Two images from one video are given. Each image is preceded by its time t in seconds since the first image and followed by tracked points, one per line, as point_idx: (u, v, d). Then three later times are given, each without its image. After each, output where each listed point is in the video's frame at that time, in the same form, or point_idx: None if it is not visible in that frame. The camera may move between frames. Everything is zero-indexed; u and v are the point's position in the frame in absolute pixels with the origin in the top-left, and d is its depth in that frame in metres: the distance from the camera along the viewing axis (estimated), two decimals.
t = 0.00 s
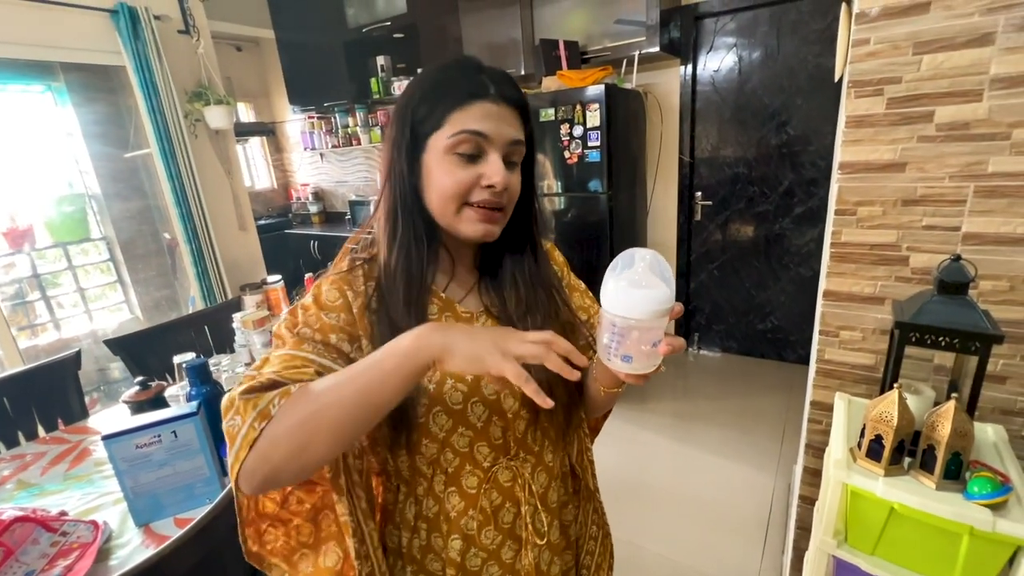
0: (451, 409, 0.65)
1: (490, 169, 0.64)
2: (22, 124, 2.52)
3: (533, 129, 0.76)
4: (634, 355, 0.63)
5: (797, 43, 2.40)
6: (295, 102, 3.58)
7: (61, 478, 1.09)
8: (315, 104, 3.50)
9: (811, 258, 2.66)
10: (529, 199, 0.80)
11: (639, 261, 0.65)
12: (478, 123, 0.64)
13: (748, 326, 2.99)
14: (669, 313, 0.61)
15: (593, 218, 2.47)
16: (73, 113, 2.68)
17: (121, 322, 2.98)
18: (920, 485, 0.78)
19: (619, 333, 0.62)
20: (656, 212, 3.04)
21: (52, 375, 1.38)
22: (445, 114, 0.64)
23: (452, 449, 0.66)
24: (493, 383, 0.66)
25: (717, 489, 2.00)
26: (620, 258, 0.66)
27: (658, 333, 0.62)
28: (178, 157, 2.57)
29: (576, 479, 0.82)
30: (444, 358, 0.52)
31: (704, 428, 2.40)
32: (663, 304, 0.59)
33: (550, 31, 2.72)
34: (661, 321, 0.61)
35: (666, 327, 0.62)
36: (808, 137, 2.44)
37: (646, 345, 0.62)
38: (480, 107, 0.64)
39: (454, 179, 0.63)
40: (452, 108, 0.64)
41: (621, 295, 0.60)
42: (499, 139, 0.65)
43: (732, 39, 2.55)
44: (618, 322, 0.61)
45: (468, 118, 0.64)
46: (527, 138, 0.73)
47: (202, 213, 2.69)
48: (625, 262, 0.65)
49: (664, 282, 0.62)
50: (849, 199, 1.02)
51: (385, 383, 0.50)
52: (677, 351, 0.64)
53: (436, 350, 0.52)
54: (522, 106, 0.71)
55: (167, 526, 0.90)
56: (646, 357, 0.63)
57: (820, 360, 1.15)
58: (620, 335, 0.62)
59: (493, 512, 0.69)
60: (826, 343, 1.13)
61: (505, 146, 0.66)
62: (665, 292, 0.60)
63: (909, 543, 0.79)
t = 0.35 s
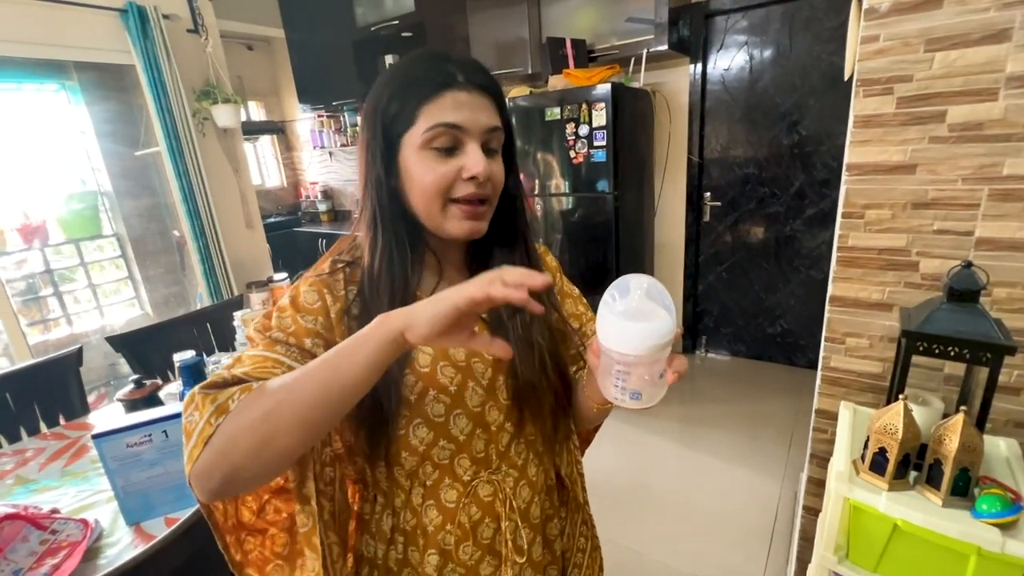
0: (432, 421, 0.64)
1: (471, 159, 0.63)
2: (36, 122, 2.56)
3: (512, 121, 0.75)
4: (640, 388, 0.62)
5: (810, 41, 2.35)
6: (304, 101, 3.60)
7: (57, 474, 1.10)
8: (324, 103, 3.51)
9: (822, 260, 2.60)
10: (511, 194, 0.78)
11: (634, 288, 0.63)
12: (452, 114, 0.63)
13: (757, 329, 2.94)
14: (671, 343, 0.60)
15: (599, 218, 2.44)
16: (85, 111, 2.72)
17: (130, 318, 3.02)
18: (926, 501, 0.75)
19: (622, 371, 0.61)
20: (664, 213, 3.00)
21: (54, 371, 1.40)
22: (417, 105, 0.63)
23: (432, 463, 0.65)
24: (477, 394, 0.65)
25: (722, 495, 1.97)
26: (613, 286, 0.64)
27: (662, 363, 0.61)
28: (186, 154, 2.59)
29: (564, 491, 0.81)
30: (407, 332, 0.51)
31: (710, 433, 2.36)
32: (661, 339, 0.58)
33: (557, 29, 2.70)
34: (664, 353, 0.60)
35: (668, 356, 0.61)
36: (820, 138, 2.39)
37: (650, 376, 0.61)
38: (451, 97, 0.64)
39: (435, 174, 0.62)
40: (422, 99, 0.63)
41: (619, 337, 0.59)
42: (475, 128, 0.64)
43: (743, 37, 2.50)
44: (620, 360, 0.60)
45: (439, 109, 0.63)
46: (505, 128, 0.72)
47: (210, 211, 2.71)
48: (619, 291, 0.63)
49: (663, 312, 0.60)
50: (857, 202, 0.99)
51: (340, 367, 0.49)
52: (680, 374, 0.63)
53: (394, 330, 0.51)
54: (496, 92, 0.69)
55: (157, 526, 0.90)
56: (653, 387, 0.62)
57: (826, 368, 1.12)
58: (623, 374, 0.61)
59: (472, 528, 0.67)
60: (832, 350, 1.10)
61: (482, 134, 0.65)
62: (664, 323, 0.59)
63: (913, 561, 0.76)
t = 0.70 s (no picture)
0: (411, 426, 0.63)
1: (433, 150, 0.61)
2: (69, 119, 2.65)
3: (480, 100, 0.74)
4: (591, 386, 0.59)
5: (838, 36, 2.26)
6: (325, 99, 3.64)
7: (72, 461, 1.13)
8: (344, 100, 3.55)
9: (847, 264, 2.51)
10: (484, 187, 0.77)
11: (565, 287, 0.63)
12: (410, 106, 0.62)
13: (777, 334, 2.86)
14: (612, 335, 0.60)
15: (616, 218, 2.41)
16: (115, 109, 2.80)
17: (155, 309, 3.11)
18: (942, 523, 0.72)
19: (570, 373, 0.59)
20: (682, 213, 2.94)
21: (74, 360, 1.45)
22: (376, 101, 0.63)
23: (412, 469, 0.64)
24: (457, 399, 0.65)
25: (734, 503, 1.92)
26: (543, 289, 0.63)
27: (607, 355, 0.60)
28: (208, 150, 2.64)
29: (557, 498, 0.81)
30: (415, 310, 0.51)
31: (725, 439, 2.30)
32: (599, 328, 0.57)
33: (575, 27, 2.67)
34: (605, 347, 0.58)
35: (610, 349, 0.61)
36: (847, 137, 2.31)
37: (600, 372, 0.60)
38: (407, 91, 0.63)
39: (400, 169, 0.60)
40: (380, 96, 0.63)
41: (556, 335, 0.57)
42: (435, 119, 0.63)
43: (768, 32, 2.43)
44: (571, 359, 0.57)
45: (396, 102, 0.62)
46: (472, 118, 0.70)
47: (230, 206, 2.76)
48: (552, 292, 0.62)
49: (597, 303, 0.61)
50: (877, 205, 0.95)
51: (346, 348, 0.49)
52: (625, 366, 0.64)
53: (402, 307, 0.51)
54: (455, 82, 0.69)
55: (161, 516, 0.92)
56: (603, 383, 0.61)
57: (842, 377, 1.07)
58: (569, 377, 0.58)
59: (455, 536, 0.67)
60: (848, 359, 1.06)
61: (444, 124, 0.63)
62: (602, 311, 0.59)
63: None
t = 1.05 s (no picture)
0: (411, 427, 0.64)
1: (418, 141, 0.63)
2: (114, 115, 2.78)
3: (483, 96, 0.73)
4: (593, 374, 0.62)
5: (878, 30, 2.17)
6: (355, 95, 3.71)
7: (106, 441, 1.19)
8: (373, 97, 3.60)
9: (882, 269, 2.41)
10: (486, 177, 0.77)
11: (576, 278, 0.65)
12: (399, 97, 0.64)
13: (806, 339, 2.77)
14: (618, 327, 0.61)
15: (639, 217, 2.37)
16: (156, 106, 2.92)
17: (190, 298, 3.24)
18: (966, 544, 0.70)
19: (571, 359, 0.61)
20: (710, 212, 2.87)
21: (110, 345, 1.53)
22: (371, 90, 0.67)
23: (411, 468, 0.66)
24: (457, 401, 0.65)
25: (753, 511, 1.88)
26: (556, 281, 0.66)
27: (613, 345, 0.61)
28: (240, 145, 2.73)
29: (560, 499, 0.81)
30: (372, 409, 0.50)
31: (748, 446, 2.25)
32: (604, 319, 0.58)
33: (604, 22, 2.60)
34: (608, 335, 0.59)
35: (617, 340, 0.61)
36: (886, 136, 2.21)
37: (604, 361, 0.62)
38: (399, 81, 0.65)
39: (388, 158, 0.63)
40: (375, 87, 0.66)
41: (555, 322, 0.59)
42: (424, 109, 0.64)
43: (804, 26, 2.35)
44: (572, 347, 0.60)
45: (387, 92, 0.65)
46: (472, 110, 0.71)
47: (260, 200, 2.85)
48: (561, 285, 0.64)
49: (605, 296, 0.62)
50: (908, 208, 0.91)
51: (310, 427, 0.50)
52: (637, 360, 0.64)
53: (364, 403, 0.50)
54: (453, 72, 0.70)
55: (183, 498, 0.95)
56: (606, 373, 0.62)
57: (866, 387, 1.04)
58: (574, 361, 0.61)
59: (454, 534, 0.68)
60: (874, 368, 1.02)
61: (432, 115, 0.65)
62: (609, 304, 0.60)
63: None
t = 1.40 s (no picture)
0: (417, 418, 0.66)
1: (430, 124, 0.64)
2: (158, 107, 2.89)
3: (513, 97, 0.74)
4: (565, 403, 0.62)
5: (930, 19, 2.05)
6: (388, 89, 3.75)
7: (143, 416, 1.25)
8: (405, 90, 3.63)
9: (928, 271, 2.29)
10: (507, 174, 0.76)
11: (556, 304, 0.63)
12: (416, 77, 0.65)
13: (843, 343, 2.66)
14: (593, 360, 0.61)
15: (669, 213, 2.32)
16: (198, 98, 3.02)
17: (226, 285, 3.36)
18: (1008, 558, 0.67)
19: (546, 384, 0.62)
20: (743, 209, 2.78)
21: (148, 326, 1.60)
22: (393, 70, 0.68)
23: (417, 455, 0.67)
24: (464, 392, 0.66)
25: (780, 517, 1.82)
26: (537, 304, 0.64)
27: (587, 379, 0.61)
28: (276, 136, 2.81)
29: (576, 492, 0.80)
30: (372, 427, 0.53)
31: (776, 450, 2.18)
32: (578, 355, 0.58)
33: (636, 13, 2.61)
34: (582, 367, 0.59)
35: (593, 373, 0.61)
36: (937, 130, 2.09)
37: (577, 393, 0.62)
38: (417, 61, 0.66)
39: (399, 138, 0.64)
40: (396, 67, 0.68)
41: (535, 351, 0.59)
42: (439, 92, 0.65)
43: (850, 15, 2.24)
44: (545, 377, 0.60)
45: (405, 74, 0.66)
46: (490, 95, 0.70)
47: (294, 190, 2.92)
48: (542, 305, 0.64)
49: (583, 328, 0.61)
50: (956, 202, 0.86)
51: (318, 437, 0.54)
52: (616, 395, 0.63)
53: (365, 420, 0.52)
54: (477, 58, 0.70)
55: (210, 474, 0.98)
56: (580, 405, 0.62)
57: (904, 392, 1.00)
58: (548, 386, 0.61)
59: (460, 523, 0.68)
60: (913, 372, 0.98)
61: (447, 99, 0.65)
62: (584, 341, 0.59)
63: None
